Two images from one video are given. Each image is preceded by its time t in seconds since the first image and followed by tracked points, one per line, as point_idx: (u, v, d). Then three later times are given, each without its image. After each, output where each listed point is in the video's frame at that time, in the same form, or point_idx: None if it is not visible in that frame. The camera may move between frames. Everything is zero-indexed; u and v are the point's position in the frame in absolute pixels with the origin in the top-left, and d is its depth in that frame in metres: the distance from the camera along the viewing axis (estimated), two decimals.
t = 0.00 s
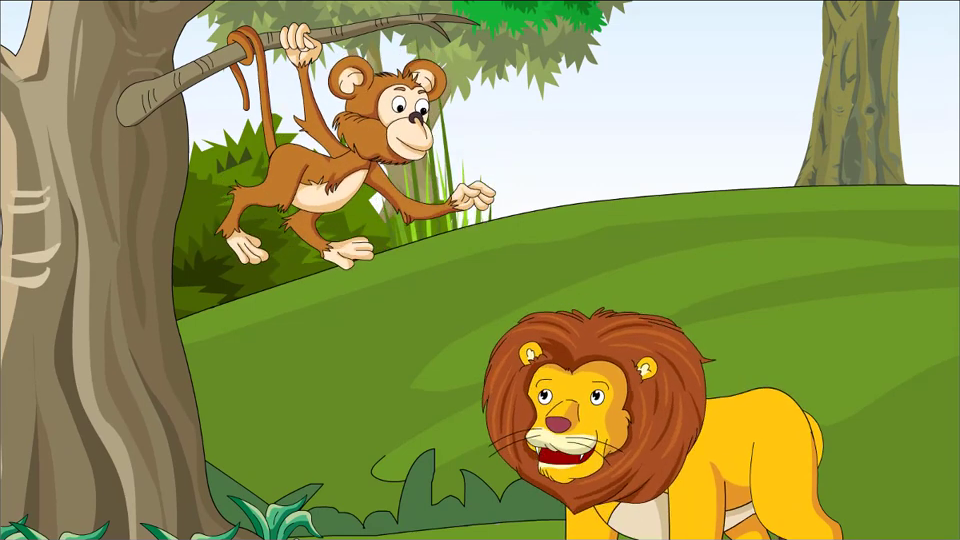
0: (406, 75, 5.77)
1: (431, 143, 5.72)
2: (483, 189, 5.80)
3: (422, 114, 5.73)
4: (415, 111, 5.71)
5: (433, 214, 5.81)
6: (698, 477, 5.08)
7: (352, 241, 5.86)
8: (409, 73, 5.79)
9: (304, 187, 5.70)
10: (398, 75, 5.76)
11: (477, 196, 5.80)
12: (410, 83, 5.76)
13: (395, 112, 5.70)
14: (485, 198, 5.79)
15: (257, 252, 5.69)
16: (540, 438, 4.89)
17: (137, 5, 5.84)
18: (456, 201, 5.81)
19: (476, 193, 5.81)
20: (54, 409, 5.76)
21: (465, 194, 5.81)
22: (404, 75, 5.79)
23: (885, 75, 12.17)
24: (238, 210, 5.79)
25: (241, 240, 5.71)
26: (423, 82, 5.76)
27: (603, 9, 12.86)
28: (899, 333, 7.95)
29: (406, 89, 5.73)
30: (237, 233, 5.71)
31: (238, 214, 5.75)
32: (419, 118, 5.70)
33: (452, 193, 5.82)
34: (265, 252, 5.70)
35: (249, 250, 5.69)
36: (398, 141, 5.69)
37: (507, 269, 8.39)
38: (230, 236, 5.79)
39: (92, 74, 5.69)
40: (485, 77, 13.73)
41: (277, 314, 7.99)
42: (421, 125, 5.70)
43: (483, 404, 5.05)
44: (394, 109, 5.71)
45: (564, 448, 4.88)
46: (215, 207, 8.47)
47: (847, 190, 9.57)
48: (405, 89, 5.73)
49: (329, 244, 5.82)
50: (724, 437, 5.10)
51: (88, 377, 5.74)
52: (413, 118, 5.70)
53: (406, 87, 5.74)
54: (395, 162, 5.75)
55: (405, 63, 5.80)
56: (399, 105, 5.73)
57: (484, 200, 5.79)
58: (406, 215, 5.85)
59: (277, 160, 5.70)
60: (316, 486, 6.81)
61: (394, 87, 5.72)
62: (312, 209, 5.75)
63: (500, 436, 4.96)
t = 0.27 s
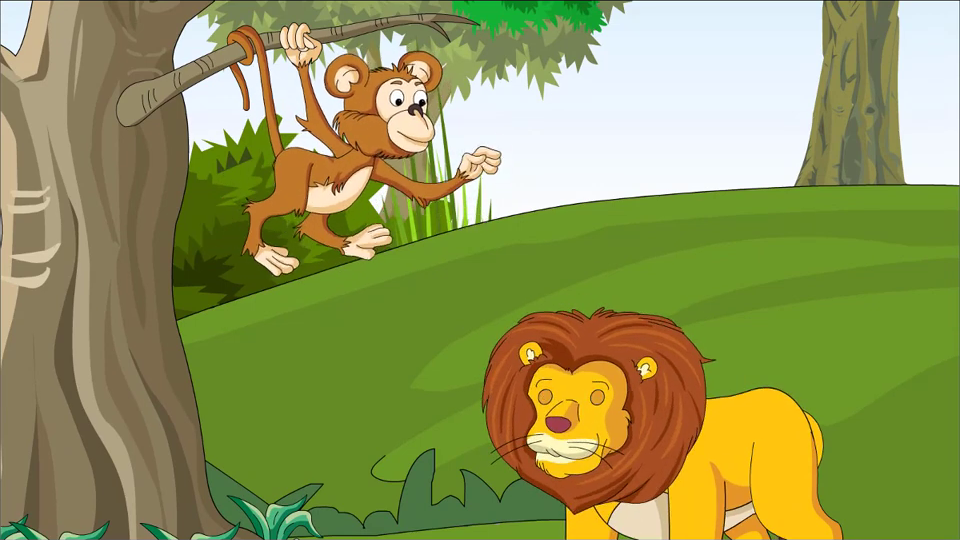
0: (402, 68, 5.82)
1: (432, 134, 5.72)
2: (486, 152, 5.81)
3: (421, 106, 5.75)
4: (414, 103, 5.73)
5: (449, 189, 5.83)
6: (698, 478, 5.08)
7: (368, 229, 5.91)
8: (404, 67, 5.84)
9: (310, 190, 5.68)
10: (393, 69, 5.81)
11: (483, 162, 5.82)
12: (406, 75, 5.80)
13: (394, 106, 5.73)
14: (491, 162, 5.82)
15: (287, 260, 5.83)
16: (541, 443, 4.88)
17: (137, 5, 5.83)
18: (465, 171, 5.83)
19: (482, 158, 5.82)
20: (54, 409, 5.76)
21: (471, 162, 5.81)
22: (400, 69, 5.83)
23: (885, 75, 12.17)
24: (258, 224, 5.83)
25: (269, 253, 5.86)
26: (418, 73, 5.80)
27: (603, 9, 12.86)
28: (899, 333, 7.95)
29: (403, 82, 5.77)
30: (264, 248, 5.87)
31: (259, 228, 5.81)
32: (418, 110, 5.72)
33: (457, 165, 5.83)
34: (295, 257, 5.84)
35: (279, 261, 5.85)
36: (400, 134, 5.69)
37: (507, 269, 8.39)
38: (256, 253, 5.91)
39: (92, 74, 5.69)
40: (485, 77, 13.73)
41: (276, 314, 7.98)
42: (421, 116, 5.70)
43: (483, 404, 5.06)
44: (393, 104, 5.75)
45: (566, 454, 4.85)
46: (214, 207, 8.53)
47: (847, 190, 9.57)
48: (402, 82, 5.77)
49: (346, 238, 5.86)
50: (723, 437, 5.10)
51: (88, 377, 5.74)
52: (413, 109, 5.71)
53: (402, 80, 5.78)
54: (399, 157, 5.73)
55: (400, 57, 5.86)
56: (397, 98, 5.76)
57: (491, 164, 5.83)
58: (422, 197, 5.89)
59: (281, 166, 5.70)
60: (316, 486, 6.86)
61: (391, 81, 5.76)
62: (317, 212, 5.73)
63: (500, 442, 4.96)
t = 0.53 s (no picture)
0: (396, 61, 5.76)
1: (433, 123, 5.73)
2: (481, 111, 5.63)
3: (420, 96, 5.72)
4: (412, 94, 5.70)
5: (457, 160, 5.78)
6: (698, 477, 5.08)
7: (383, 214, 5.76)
8: (399, 58, 5.77)
9: (320, 191, 5.72)
10: (388, 63, 5.75)
11: (480, 122, 5.65)
12: (402, 68, 5.75)
13: (392, 100, 5.70)
14: (488, 119, 5.63)
15: (322, 262, 5.82)
16: (539, 438, 4.90)
17: (137, 5, 5.83)
18: (466, 137, 5.65)
19: (478, 119, 5.65)
20: (54, 409, 5.76)
21: (470, 126, 5.65)
22: (394, 62, 5.78)
23: (885, 75, 12.17)
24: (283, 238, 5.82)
25: (303, 260, 5.78)
26: (413, 63, 5.72)
27: (603, 9, 12.86)
28: (899, 333, 7.95)
29: (399, 75, 5.72)
30: (298, 257, 5.80)
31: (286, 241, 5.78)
32: (418, 102, 5.70)
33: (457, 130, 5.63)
34: (329, 257, 5.87)
35: (315, 265, 5.82)
36: (401, 128, 5.69)
37: (507, 269, 8.39)
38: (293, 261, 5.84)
39: (92, 74, 5.69)
40: (485, 77, 13.73)
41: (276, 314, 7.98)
42: (421, 107, 5.70)
43: (485, 395, 5.04)
44: (391, 97, 5.71)
45: (565, 449, 4.88)
46: (214, 207, 8.53)
47: (846, 190, 9.57)
48: (398, 75, 5.72)
49: (365, 231, 5.75)
50: (724, 437, 5.10)
51: (88, 377, 5.74)
52: (412, 101, 5.69)
53: (398, 72, 5.73)
54: (401, 148, 5.75)
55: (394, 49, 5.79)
56: (395, 91, 5.71)
57: (489, 122, 5.65)
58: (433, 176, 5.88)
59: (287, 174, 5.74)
60: (316, 486, 6.79)
61: (387, 75, 5.70)
62: (328, 212, 5.77)
63: (500, 434, 4.99)
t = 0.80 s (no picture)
0: (401, 68, 5.81)
1: (432, 133, 5.73)
2: (487, 149, 5.81)
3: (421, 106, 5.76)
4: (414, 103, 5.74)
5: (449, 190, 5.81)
6: (699, 477, 5.08)
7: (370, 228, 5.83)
8: (404, 66, 5.83)
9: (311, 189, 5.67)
10: (393, 69, 5.80)
11: (484, 159, 5.82)
12: (406, 75, 5.79)
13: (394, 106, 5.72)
14: (491, 158, 5.80)
15: (289, 261, 5.81)
16: (539, 421, 4.88)
17: (137, 5, 5.84)
18: (466, 169, 5.83)
19: (482, 155, 5.82)
20: (54, 409, 5.76)
21: (472, 160, 5.82)
22: (399, 69, 5.82)
23: (885, 75, 12.17)
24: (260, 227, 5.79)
25: (271, 254, 5.81)
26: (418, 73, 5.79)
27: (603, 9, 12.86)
28: (899, 333, 7.95)
29: (402, 82, 5.76)
30: (266, 249, 5.82)
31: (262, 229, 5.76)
32: (418, 110, 5.73)
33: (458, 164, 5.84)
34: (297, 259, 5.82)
35: (282, 262, 5.81)
36: (400, 134, 5.71)
37: (507, 269, 8.39)
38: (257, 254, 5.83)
39: (92, 74, 5.69)
40: (486, 76, 13.73)
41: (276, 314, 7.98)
42: (421, 116, 5.72)
43: (491, 376, 5.05)
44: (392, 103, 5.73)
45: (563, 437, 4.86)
46: (214, 207, 8.52)
47: (846, 190, 9.57)
48: (402, 81, 5.76)
49: (348, 239, 5.83)
50: (724, 437, 5.10)
51: (88, 376, 5.74)
52: (413, 109, 5.72)
53: (402, 80, 5.77)
54: (399, 156, 5.74)
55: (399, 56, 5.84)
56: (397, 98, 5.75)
57: (491, 161, 5.82)
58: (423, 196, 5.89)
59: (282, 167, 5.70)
60: (316, 486, 6.82)
61: (390, 81, 5.75)
62: (317, 211, 5.72)
63: (500, 415, 4.98)
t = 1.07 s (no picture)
0: (406, 75, 5.79)
1: (430, 143, 5.73)
2: (483, 191, 5.81)
3: (422, 115, 5.75)
4: (415, 111, 5.72)
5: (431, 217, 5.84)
6: (699, 477, 5.08)
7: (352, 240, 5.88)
8: (410, 73, 5.80)
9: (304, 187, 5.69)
10: (398, 75, 5.77)
11: (476, 198, 5.82)
12: (410, 83, 5.77)
13: (394, 113, 5.72)
14: (484, 200, 5.79)
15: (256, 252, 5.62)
16: (540, 426, 4.89)
17: (137, 5, 5.84)
18: (455, 202, 5.82)
19: (476, 195, 5.82)
20: (54, 409, 5.76)
21: (465, 196, 5.81)
22: (404, 75, 5.80)
23: (885, 75, 12.17)
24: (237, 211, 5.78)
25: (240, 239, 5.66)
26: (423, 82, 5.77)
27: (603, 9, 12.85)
28: (899, 333, 7.95)
29: (406, 90, 5.74)
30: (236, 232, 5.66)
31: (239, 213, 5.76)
32: (419, 119, 5.72)
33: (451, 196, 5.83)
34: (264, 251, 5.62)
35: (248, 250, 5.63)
36: (398, 141, 5.71)
37: (507, 269, 8.39)
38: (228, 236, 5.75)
39: (92, 74, 5.69)
40: (486, 76, 13.73)
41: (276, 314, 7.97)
42: (421, 125, 5.71)
43: (491, 376, 5.04)
44: (394, 110, 5.73)
45: (561, 441, 4.87)
46: (214, 208, 8.47)
47: (846, 190, 9.57)
48: (405, 89, 5.74)
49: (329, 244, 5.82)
50: (724, 437, 5.10)
51: (88, 376, 5.74)
52: (413, 118, 5.71)
53: (406, 87, 5.75)
54: (394, 162, 5.76)
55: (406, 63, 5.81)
56: (399, 105, 5.74)
57: (482, 203, 5.80)
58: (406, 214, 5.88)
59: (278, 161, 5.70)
60: (316, 486, 6.81)
61: (393, 88, 5.73)
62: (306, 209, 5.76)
63: (500, 416, 4.97)
